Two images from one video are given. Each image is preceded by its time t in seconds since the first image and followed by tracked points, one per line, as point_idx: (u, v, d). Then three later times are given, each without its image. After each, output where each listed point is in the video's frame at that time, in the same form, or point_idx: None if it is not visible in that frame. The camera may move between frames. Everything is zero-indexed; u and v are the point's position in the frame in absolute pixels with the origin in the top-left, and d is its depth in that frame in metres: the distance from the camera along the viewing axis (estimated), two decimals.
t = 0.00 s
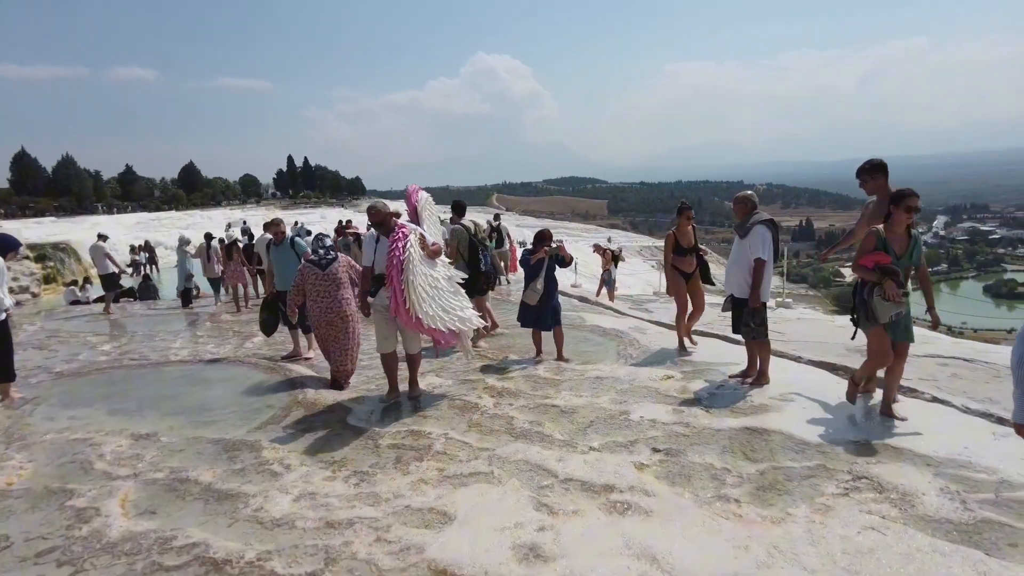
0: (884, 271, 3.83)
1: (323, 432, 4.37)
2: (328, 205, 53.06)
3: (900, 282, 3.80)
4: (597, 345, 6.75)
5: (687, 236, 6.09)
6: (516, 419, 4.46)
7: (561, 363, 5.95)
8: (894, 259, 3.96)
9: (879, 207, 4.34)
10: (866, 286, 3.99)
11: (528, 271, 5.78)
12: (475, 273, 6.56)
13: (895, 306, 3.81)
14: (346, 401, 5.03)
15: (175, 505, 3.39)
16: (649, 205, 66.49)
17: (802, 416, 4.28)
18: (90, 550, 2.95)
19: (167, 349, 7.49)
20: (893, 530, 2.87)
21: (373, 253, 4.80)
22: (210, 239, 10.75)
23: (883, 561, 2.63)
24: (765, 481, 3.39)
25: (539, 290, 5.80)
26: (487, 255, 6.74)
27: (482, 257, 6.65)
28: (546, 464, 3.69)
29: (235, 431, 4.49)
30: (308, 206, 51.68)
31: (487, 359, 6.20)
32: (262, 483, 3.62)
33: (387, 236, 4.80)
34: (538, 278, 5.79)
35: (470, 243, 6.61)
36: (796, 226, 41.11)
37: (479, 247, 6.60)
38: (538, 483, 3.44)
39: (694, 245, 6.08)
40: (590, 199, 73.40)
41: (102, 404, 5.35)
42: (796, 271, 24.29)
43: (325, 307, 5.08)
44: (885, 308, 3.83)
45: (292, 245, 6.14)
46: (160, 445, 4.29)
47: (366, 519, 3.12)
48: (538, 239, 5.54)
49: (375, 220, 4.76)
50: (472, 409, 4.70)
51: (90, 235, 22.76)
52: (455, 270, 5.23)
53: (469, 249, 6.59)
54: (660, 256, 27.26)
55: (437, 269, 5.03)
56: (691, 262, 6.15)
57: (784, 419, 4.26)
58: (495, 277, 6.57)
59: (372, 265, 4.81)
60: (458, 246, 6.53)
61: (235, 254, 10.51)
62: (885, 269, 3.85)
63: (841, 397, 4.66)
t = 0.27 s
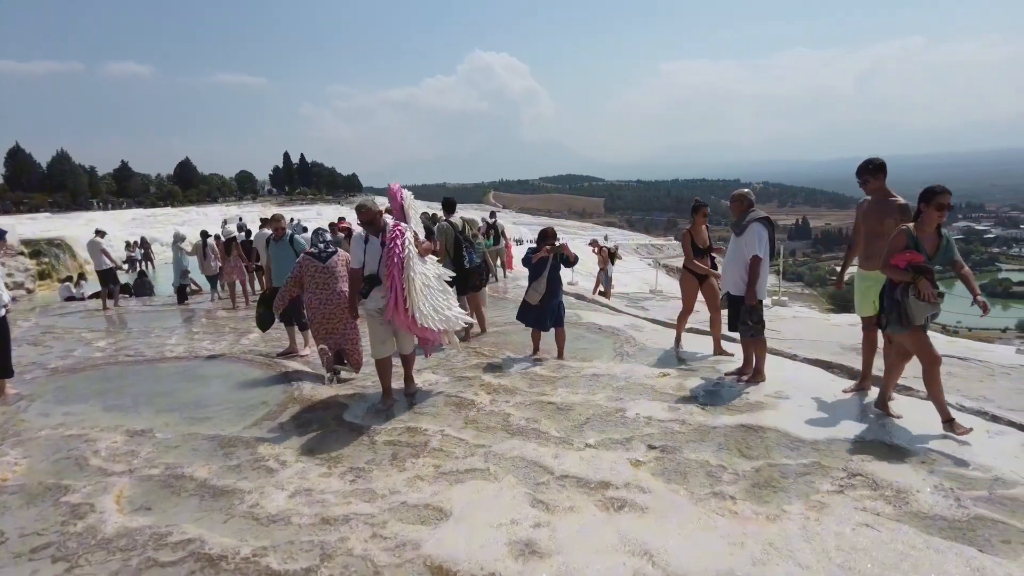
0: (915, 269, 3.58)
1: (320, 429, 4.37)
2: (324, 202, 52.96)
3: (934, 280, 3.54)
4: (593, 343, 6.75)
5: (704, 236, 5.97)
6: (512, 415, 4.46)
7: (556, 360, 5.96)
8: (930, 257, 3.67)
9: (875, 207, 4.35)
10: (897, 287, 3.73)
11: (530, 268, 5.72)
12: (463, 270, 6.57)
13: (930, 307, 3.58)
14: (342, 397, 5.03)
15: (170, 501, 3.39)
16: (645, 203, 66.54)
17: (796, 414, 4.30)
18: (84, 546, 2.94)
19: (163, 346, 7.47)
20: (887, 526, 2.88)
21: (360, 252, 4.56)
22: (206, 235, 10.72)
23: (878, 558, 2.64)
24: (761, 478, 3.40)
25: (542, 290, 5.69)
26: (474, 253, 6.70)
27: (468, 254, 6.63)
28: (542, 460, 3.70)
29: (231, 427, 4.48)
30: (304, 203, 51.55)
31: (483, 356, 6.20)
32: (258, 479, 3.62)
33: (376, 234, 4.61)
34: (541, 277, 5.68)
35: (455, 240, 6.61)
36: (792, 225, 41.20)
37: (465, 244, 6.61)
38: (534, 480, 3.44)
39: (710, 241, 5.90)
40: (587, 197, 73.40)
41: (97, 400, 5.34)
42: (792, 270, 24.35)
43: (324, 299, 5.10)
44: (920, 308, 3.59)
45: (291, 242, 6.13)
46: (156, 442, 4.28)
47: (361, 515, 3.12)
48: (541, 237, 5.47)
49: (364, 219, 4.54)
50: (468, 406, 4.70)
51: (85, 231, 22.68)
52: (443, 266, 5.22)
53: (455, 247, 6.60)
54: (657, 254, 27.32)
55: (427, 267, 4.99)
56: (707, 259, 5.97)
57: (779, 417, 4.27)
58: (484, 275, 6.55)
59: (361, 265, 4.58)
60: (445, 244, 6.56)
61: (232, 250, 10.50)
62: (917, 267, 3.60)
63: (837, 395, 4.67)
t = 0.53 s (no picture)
0: (970, 271, 3.43)
1: (320, 424, 4.37)
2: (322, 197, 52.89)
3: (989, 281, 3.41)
4: (592, 340, 6.76)
5: (727, 231, 5.96)
6: (512, 411, 4.47)
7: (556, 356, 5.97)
8: (974, 255, 3.56)
9: (882, 207, 4.32)
10: (945, 290, 3.57)
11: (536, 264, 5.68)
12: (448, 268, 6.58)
13: (985, 310, 3.45)
14: (342, 392, 5.03)
15: (170, 496, 3.39)
16: (644, 200, 66.53)
17: (795, 411, 4.31)
18: (85, 540, 2.94)
19: (161, 340, 7.46)
20: (886, 523, 2.89)
21: (353, 251, 4.34)
22: (205, 230, 10.70)
23: (877, 554, 2.66)
24: (760, 475, 3.41)
25: (548, 287, 5.66)
26: (460, 250, 6.71)
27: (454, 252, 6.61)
28: (542, 456, 3.70)
29: (231, 422, 4.49)
30: (303, 198, 51.46)
31: (482, 352, 6.21)
32: (258, 474, 3.62)
33: (368, 230, 4.39)
34: (547, 274, 5.65)
35: (442, 238, 6.59)
36: (791, 222, 41.23)
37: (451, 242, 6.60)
38: (534, 476, 3.45)
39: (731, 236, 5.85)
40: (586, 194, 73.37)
41: (96, 395, 5.33)
42: (790, 267, 24.38)
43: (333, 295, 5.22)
44: (977, 312, 3.45)
45: (293, 237, 6.14)
46: (155, 436, 4.28)
47: (362, 510, 3.13)
48: (548, 229, 5.46)
49: (355, 215, 4.31)
50: (467, 401, 4.71)
51: (83, 225, 22.61)
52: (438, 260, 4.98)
53: (441, 244, 6.60)
54: (655, 251, 27.33)
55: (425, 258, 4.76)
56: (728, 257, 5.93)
57: (778, 414, 4.28)
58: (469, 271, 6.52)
59: (354, 264, 4.35)
60: (431, 243, 6.59)
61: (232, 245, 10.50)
62: (969, 267, 3.45)
63: (836, 392, 4.69)
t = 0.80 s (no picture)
0: (1011, 283, 3.36)
1: (317, 420, 4.38)
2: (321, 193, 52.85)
3: None
4: (590, 338, 6.77)
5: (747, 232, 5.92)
6: (509, 409, 4.48)
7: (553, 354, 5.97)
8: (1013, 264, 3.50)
9: (892, 210, 4.24)
10: (980, 299, 3.51)
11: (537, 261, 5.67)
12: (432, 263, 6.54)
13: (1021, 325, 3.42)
14: (339, 388, 5.03)
15: (166, 490, 3.39)
16: (644, 198, 66.53)
17: (792, 411, 4.32)
18: (81, 534, 2.94)
19: (159, 335, 7.45)
20: (881, 523, 2.90)
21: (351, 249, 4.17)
22: (204, 225, 10.69)
23: (872, 553, 2.67)
24: (757, 474, 3.42)
25: (547, 284, 5.63)
26: (445, 244, 6.65)
27: (438, 246, 6.56)
28: (538, 454, 3.71)
29: (228, 417, 4.49)
30: (302, 193, 51.41)
31: (480, 350, 6.21)
32: (255, 469, 3.62)
33: (366, 227, 4.22)
34: (547, 271, 5.64)
35: (426, 232, 6.54)
36: (790, 222, 41.26)
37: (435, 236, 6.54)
38: (531, 473, 3.46)
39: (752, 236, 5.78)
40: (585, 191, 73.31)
41: (93, 389, 5.33)
42: (789, 267, 24.41)
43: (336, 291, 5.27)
44: (1013, 326, 3.41)
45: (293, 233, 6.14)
46: (152, 431, 4.27)
47: (358, 506, 3.13)
48: (552, 227, 5.46)
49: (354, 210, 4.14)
50: (465, 399, 4.71)
51: (81, 219, 22.56)
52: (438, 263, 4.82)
53: (425, 239, 6.56)
54: (654, 250, 27.36)
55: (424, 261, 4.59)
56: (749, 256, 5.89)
57: (774, 413, 4.28)
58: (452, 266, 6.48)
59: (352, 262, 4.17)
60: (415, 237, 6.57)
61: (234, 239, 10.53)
62: (1010, 279, 3.37)
63: (833, 392, 4.70)
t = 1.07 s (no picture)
0: None
1: (315, 417, 4.38)
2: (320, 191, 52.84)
3: None
4: (589, 336, 6.77)
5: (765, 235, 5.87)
6: (507, 407, 4.48)
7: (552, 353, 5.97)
8: None
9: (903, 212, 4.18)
10: None
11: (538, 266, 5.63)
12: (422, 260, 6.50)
13: None
14: (337, 386, 5.02)
15: (164, 487, 3.39)
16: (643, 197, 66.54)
17: (790, 410, 4.32)
18: (79, 531, 2.94)
19: (158, 332, 7.45)
20: (878, 522, 2.91)
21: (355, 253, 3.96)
22: (203, 222, 10.68)
23: (869, 553, 2.67)
24: (755, 473, 3.43)
25: (549, 289, 5.60)
26: (436, 241, 6.61)
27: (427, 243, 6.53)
28: (537, 452, 3.71)
29: (227, 415, 4.48)
30: (301, 190, 51.39)
31: (479, 348, 6.21)
32: (253, 466, 3.62)
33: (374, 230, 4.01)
34: (548, 276, 5.60)
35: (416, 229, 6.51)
36: (789, 222, 41.24)
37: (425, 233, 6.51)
38: (529, 471, 3.46)
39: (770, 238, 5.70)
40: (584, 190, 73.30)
41: (91, 386, 5.32)
42: (787, 267, 24.43)
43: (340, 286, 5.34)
44: None
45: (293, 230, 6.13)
46: (150, 428, 4.27)
47: (356, 504, 3.13)
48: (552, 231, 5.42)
49: (364, 213, 3.93)
50: (463, 397, 4.71)
51: (80, 215, 22.53)
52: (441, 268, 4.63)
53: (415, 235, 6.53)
54: (653, 249, 27.38)
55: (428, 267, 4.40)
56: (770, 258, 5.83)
57: (772, 412, 4.29)
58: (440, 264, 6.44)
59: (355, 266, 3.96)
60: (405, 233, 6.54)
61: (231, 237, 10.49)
62: None
63: (831, 392, 4.70)
